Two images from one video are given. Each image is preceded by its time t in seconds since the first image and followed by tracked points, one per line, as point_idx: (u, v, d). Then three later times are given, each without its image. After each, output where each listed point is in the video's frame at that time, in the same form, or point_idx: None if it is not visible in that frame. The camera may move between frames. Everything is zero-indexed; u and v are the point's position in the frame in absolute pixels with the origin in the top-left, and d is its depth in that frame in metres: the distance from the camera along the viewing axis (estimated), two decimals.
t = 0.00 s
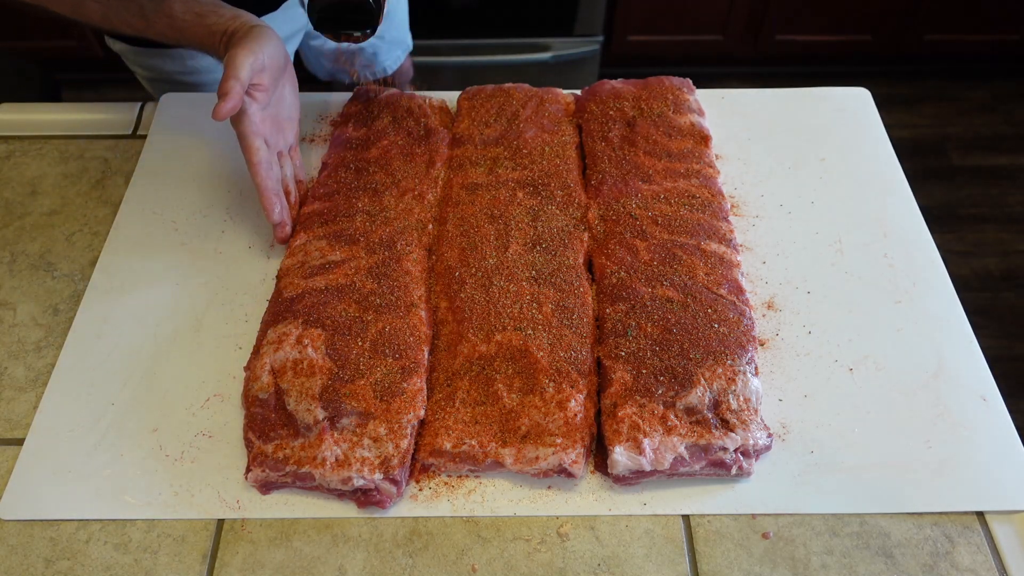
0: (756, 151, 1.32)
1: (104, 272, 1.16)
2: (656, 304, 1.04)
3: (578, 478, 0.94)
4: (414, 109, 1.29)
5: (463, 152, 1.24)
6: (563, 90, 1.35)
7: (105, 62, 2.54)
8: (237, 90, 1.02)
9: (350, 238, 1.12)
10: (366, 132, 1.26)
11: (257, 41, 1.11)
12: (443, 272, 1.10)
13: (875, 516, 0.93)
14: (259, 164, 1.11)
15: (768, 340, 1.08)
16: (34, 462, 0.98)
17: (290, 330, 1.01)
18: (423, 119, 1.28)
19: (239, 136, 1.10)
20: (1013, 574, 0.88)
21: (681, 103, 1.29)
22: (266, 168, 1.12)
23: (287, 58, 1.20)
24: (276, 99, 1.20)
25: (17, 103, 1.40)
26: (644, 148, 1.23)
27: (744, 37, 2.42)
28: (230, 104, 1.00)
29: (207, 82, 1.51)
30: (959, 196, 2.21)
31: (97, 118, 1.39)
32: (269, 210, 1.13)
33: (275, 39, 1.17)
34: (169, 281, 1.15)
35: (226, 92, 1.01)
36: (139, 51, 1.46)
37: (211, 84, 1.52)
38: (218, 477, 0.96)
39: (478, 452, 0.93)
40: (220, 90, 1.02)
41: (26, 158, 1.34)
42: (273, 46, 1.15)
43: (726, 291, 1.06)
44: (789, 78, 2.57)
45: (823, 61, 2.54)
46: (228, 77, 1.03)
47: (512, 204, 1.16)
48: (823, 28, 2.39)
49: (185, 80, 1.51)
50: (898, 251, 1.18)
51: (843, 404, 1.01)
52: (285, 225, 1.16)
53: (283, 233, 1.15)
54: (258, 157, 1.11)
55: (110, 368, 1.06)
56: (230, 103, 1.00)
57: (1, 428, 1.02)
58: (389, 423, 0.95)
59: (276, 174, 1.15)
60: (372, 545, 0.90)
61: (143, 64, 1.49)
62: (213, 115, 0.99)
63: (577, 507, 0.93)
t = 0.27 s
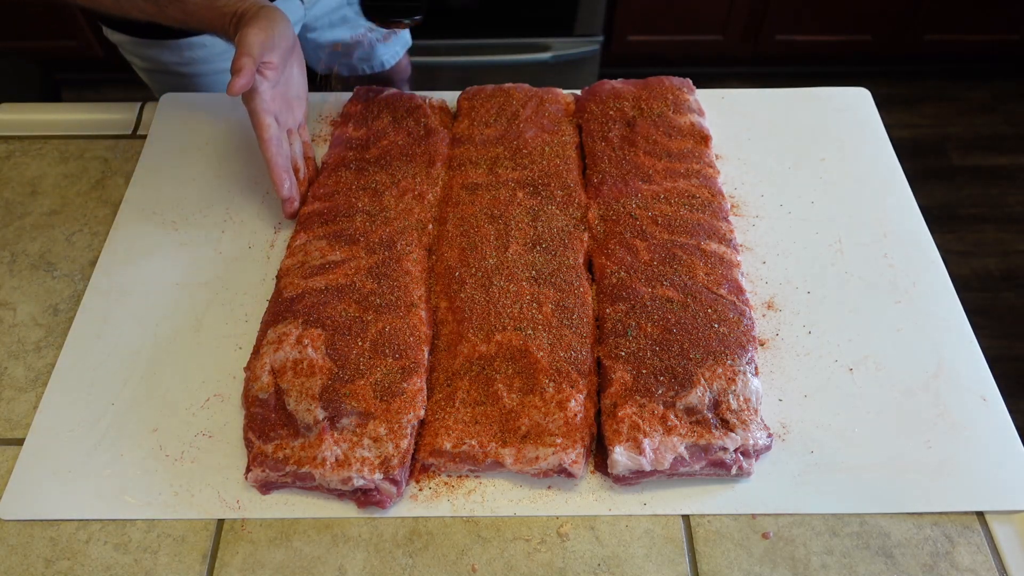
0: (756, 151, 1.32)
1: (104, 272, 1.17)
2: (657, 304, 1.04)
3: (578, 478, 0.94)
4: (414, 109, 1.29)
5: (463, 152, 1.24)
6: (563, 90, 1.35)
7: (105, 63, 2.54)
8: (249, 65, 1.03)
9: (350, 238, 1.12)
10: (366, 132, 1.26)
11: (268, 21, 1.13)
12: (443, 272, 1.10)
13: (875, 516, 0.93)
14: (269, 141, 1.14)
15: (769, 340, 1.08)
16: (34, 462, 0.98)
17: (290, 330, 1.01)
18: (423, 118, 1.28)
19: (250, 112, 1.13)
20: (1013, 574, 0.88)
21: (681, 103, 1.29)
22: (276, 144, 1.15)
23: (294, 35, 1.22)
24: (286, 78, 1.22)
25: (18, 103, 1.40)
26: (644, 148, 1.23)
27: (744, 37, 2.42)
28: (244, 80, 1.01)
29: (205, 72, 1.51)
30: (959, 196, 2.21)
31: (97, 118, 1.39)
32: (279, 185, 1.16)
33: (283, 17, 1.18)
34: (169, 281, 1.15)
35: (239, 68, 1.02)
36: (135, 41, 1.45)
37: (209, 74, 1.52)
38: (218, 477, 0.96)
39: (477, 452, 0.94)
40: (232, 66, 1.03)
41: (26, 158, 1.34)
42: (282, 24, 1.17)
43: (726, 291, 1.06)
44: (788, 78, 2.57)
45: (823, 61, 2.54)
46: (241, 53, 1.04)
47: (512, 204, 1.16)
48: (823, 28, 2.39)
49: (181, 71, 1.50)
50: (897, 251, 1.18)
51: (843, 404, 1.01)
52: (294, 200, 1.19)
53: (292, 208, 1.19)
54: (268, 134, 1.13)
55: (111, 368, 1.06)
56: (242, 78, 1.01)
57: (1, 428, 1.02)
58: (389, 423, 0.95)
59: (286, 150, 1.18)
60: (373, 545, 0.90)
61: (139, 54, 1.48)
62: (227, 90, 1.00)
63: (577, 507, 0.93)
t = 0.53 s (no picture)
0: (756, 151, 1.32)
1: (104, 272, 1.17)
2: (657, 304, 1.04)
3: (578, 478, 0.94)
4: (414, 109, 1.30)
5: (463, 152, 1.24)
6: (563, 90, 1.35)
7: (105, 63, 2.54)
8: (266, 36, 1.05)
9: (350, 238, 1.12)
10: (366, 132, 1.26)
11: None
12: (443, 272, 1.10)
13: (875, 516, 0.93)
14: (286, 112, 1.17)
15: (769, 340, 1.08)
16: (34, 462, 0.98)
17: (290, 330, 1.01)
18: (423, 118, 1.28)
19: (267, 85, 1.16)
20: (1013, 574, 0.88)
21: (681, 103, 1.29)
22: (292, 116, 1.18)
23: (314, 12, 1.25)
24: (304, 54, 1.26)
25: (18, 103, 1.40)
26: (644, 148, 1.23)
27: (744, 37, 2.42)
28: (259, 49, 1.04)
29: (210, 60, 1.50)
30: (959, 196, 2.21)
31: (97, 117, 1.39)
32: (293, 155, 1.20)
33: None
34: (169, 281, 1.15)
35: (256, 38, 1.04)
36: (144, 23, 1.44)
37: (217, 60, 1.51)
38: (219, 476, 0.96)
39: (477, 452, 0.94)
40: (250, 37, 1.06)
41: (26, 158, 1.34)
42: None
43: (726, 291, 1.06)
44: (788, 78, 2.57)
45: (823, 61, 2.54)
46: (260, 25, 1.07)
47: (512, 204, 1.16)
48: (823, 27, 2.39)
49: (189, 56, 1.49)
50: (897, 251, 1.18)
51: (843, 404, 1.01)
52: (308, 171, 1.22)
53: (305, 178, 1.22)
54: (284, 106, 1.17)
55: (111, 368, 1.06)
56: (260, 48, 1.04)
57: (1, 428, 1.02)
58: (389, 424, 0.95)
59: (302, 123, 1.22)
60: (373, 545, 0.90)
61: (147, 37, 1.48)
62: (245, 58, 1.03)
63: (577, 507, 0.93)
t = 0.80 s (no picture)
0: (756, 151, 1.32)
1: (104, 272, 1.17)
2: (656, 304, 1.04)
3: (578, 478, 0.94)
4: (414, 109, 1.30)
5: (463, 152, 1.24)
6: (563, 90, 1.35)
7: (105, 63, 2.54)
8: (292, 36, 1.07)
9: (350, 238, 1.12)
10: (366, 132, 1.26)
11: None
12: (443, 272, 1.10)
13: (875, 516, 0.93)
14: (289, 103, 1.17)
15: (769, 340, 1.08)
16: (34, 462, 0.98)
17: (290, 330, 1.01)
18: (424, 119, 1.28)
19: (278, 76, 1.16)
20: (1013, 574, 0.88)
21: (681, 103, 1.29)
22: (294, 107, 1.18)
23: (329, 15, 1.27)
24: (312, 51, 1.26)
25: (18, 104, 1.40)
26: (644, 148, 1.23)
27: (744, 37, 2.42)
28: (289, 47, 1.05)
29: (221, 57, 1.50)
30: (959, 196, 2.21)
31: (97, 117, 1.39)
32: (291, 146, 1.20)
33: None
34: (169, 281, 1.15)
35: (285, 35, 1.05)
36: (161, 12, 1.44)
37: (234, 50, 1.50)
38: (219, 476, 0.96)
39: (477, 452, 0.94)
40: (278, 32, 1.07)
41: (26, 158, 1.34)
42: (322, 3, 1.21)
43: (726, 291, 1.06)
44: (788, 78, 2.57)
45: (823, 61, 2.54)
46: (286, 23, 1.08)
47: (512, 204, 1.16)
48: (823, 27, 2.39)
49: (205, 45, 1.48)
50: (898, 251, 1.18)
51: (843, 404, 1.01)
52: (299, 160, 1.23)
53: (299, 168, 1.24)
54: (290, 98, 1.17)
55: (111, 368, 1.06)
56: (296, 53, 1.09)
57: (1, 428, 1.02)
58: (389, 424, 0.95)
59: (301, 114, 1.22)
60: (373, 545, 0.90)
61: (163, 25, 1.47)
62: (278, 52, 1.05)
63: (577, 507, 0.93)
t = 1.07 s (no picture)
0: (756, 151, 1.32)
1: (104, 273, 1.17)
2: (657, 304, 1.04)
3: (578, 478, 0.94)
4: (414, 109, 1.30)
5: (463, 152, 1.24)
6: (563, 90, 1.35)
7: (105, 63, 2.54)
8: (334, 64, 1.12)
9: (350, 238, 1.12)
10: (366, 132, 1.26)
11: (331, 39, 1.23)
12: (443, 272, 1.10)
13: (875, 516, 0.93)
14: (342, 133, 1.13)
15: (768, 340, 1.08)
16: (34, 462, 0.98)
17: (290, 330, 1.01)
18: (424, 119, 1.28)
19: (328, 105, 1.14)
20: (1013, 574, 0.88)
21: (681, 103, 1.29)
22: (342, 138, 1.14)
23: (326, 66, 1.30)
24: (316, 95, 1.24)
25: (18, 104, 1.40)
26: (644, 148, 1.23)
27: (744, 37, 2.42)
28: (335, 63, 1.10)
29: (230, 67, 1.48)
30: (960, 196, 2.21)
31: (97, 118, 1.39)
32: (366, 182, 1.14)
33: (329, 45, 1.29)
34: (169, 282, 1.15)
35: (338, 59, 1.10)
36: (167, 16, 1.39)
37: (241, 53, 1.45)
38: (219, 477, 0.96)
39: (477, 452, 0.94)
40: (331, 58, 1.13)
41: (26, 158, 1.34)
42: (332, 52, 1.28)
43: (726, 291, 1.06)
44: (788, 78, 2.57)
45: (823, 61, 2.54)
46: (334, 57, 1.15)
47: (512, 204, 1.16)
48: (823, 27, 2.39)
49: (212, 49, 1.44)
50: (898, 251, 1.18)
51: (843, 404, 1.01)
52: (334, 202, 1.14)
53: (358, 203, 1.14)
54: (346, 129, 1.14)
55: (111, 369, 1.06)
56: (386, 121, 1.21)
57: (1, 428, 1.02)
58: (389, 424, 0.95)
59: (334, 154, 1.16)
60: (373, 545, 0.90)
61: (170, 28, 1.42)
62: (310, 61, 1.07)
63: (577, 507, 0.93)
